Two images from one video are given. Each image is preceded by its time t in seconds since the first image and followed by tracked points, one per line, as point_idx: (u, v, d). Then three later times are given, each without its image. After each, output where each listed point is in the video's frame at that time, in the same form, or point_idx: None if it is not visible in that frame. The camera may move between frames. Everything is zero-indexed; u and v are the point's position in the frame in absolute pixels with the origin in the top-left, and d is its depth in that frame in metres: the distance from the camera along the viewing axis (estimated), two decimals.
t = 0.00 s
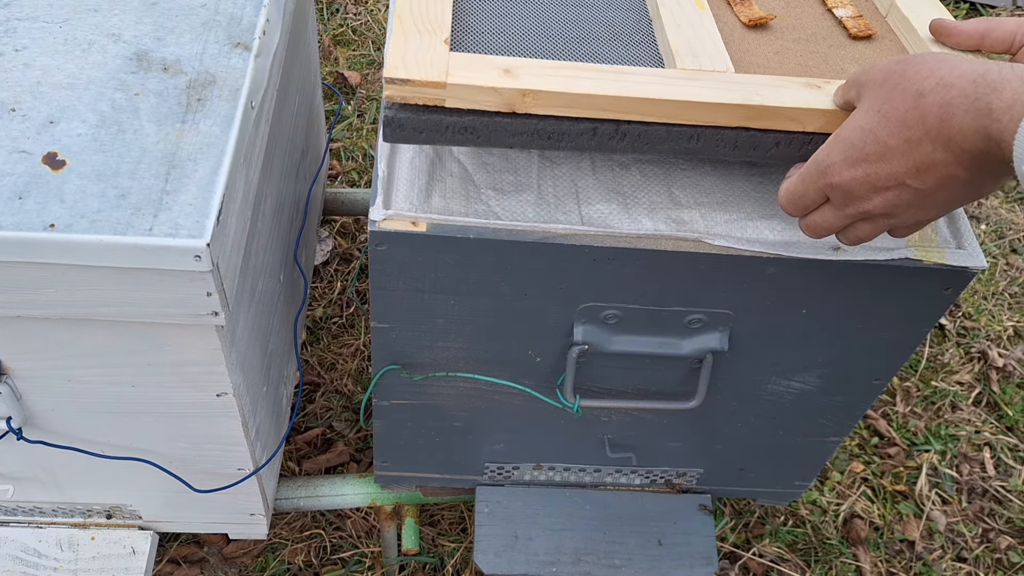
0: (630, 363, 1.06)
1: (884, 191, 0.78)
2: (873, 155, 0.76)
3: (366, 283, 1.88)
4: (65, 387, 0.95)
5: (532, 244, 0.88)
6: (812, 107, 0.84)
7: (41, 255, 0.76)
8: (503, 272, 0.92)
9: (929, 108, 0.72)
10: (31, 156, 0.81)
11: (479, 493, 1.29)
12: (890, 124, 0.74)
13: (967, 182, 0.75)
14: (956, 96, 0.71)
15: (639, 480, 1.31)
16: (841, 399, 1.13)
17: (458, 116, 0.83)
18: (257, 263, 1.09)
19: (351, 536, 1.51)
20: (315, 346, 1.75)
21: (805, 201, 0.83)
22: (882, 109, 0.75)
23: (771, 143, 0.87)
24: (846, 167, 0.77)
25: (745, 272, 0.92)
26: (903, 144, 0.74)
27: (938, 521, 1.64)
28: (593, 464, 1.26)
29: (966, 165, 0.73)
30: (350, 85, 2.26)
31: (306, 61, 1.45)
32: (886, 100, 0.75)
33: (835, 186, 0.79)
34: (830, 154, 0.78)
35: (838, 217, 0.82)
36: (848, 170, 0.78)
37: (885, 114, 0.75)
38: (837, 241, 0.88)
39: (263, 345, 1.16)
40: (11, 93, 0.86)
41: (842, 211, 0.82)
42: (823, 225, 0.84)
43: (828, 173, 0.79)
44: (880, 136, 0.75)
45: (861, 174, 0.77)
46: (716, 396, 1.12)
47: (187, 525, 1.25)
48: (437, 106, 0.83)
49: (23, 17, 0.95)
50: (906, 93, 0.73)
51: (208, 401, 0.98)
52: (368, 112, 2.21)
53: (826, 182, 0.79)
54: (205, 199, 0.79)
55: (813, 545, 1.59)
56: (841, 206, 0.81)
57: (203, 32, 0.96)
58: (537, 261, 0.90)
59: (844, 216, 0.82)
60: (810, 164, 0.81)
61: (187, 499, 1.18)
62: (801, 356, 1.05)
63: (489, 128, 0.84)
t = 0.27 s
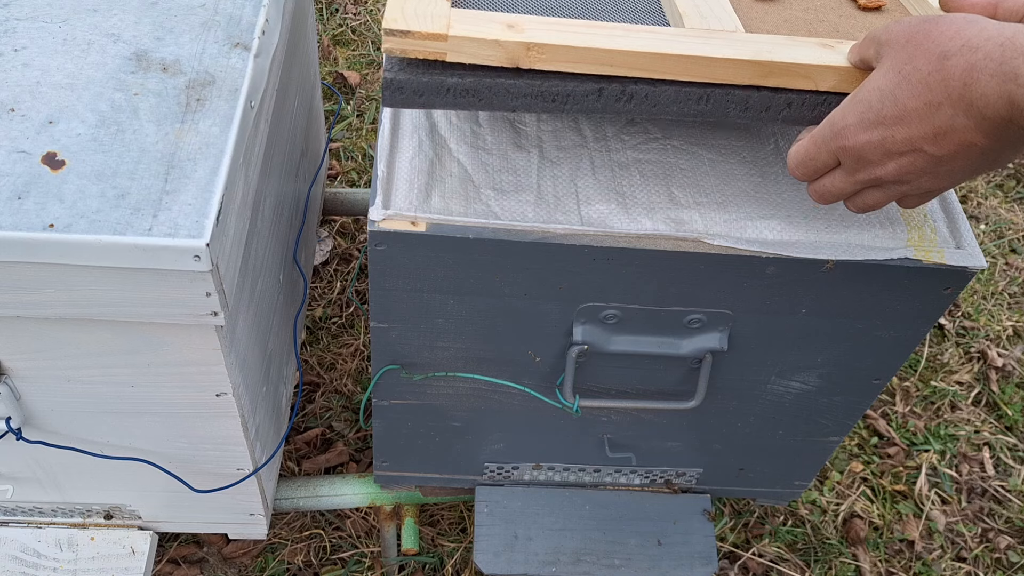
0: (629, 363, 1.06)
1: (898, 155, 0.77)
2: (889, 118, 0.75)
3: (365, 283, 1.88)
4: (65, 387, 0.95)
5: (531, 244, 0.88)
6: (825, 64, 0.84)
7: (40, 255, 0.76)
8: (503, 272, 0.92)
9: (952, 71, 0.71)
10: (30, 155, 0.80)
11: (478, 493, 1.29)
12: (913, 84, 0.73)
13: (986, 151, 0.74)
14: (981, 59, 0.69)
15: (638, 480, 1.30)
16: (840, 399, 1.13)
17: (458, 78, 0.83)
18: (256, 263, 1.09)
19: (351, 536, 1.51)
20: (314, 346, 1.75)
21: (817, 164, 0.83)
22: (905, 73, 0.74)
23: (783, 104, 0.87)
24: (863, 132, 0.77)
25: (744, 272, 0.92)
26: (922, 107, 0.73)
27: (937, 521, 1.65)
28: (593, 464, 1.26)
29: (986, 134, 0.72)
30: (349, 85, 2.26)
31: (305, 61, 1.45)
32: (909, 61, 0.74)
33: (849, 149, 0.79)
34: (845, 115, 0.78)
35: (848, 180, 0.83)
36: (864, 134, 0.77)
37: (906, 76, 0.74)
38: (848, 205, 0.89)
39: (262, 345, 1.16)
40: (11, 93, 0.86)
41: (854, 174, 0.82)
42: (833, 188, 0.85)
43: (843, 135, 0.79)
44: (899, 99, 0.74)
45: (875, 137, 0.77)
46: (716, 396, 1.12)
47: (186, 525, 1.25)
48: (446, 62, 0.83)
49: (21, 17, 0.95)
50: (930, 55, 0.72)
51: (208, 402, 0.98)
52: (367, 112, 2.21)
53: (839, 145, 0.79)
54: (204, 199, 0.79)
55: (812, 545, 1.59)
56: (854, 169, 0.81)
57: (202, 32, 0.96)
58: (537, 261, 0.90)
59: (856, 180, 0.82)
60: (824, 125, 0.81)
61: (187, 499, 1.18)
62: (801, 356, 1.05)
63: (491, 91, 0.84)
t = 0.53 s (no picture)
0: (628, 363, 1.06)
1: (901, 112, 0.75)
2: (893, 73, 0.72)
3: (365, 283, 1.88)
4: (64, 387, 0.95)
5: (531, 244, 0.88)
6: (829, 10, 0.79)
7: (40, 255, 0.75)
8: (502, 272, 0.92)
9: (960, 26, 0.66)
10: (29, 155, 0.80)
11: (478, 493, 1.29)
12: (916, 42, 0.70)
13: (993, 109, 0.71)
14: (996, 15, 0.64)
15: (638, 480, 1.30)
16: (840, 399, 1.13)
17: (442, 27, 0.78)
18: (256, 263, 1.09)
19: (350, 536, 1.51)
20: (314, 346, 1.75)
21: (817, 117, 0.82)
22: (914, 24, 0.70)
23: (781, 54, 0.81)
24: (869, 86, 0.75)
25: (744, 271, 0.92)
26: (929, 63, 0.70)
27: (937, 521, 1.65)
28: (592, 464, 1.26)
29: (994, 92, 0.68)
30: (349, 85, 2.26)
31: (305, 61, 1.45)
32: (916, 15, 0.69)
33: (849, 104, 0.77)
34: (848, 71, 0.75)
35: (849, 134, 0.81)
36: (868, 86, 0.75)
37: (914, 30, 0.70)
38: (846, 160, 0.88)
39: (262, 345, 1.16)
40: (10, 93, 0.86)
41: (854, 130, 0.80)
42: (831, 142, 0.84)
43: (844, 89, 0.76)
44: (905, 55, 0.71)
45: (877, 94, 0.74)
46: (715, 396, 1.12)
47: (186, 525, 1.25)
48: (429, 6, 0.79)
49: (21, 17, 0.95)
50: (939, 9, 0.68)
51: (207, 402, 0.98)
52: (367, 112, 2.21)
53: (840, 99, 0.77)
54: (203, 199, 0.79)
55: (812, 545, 1.59)
56: (853, 124, 0.80)
57: (201, 32, 0.96)
58: (536, 261, 0.90)
59: (856, 135, 0.81)
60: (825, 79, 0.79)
61: (186, 500, 1.18)
62: (801, 356, 1.05)
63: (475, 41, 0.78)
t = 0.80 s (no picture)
0: (628, 363, 1.06)
1: (906, 169, 0.57)
2: (907, 122, 0.55)
3: (364, 283, 1.88)
4: (63, 387, 0.95)
5: (530, 244, 0.88)
6: None
7: (39, 255, 0.75)
8: (501, 271, 0.92)
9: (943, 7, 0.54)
10: (29, 155, 0.80)
11: (477, 493, 1.29)
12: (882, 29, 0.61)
13: (1007, 187, 0.54)
14: None
15: (638, 480, 1.30)
16: (839, 399, 1.13)
17: None
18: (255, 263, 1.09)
19: (350, 536, 1.51)
20: (313, 346, 1.75)
21: (808, 147, 0.64)
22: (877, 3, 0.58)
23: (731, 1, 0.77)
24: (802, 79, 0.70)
25: (743, 272, 0.92)
26: (951, 120, 0.52)
27: (936, 520, 1.65)
28: (592, 464, 1.26)
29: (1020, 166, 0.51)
30: (348, 85, 2.26)
31: (305, 62, 1.45)
32: (942, 59, 0.52)
33: (844, 146, 0.60)
34: (854, 109, 0.58)
35: (838, 177, 0.63)
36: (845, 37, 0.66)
37: (934, 78, 0.53)
38: (823, 197, 0.70)
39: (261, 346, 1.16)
40: (9, 93, 0.86)
41: (846, 172, 0.63)
42: (815, 179, 0.66)
43: (844, 125, 0.59)
44: (924, 102, 0.53)
45: (881, 143, 0.57)
46: (715, 396, 1.12)
47: (185, 525, 1.25)
48: None
49: (20, 17, 0.95)
50: (974, 63, 0.51)
51: (206, 402, 0.98)
52: (366, 112, 2.21)
53: (835, 138, 0.60)
54: (202, 199, 0.79)
55: (812, 545, 1.59)
56: (845, 168, 0.62)
57: (201, 32, 0.96)
58: (535, 261, 0.90)
59: (843, 178, 0.63)
60: (824, 107, 0.61)
61: (186, 500, 1.18)
62: (800, 356, 1.05)
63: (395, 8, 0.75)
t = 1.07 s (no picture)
0: (627, 363, 1.06)
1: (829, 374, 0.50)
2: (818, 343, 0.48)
3: (363, 283, 1.88)
4: (63, 387, 0.95)
5: (530, 244, 0.88)
6: None
7: (38, 255, 0.75)
8: (501, 271, 0.92)
9: None
10: (28, 155, 0.80)
11: (477, 493, 1.29)
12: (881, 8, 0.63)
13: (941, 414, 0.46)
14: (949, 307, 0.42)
15: (637, 480, 1.30)
16: (838, 399, 1.13)
17: None
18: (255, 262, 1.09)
19: (349, 536, 1.51)
20: (313, 346, 1.75)
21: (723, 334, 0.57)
22: None
23: None
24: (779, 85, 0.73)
25: (743, 272, 0.92)
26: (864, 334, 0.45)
27: (935, 520, 1.65)
28: (591, 464, 1.26)
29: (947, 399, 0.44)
30: (348, 85, 2.26)
31: (305, 61, 1.45)
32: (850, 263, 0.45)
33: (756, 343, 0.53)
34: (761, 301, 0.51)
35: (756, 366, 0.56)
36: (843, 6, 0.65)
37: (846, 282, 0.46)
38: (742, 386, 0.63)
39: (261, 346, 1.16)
40: (8, 93, 0.86)
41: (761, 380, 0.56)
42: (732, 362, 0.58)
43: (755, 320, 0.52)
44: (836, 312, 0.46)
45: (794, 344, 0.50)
46: (714, 396, 1.12)
47: (185, 525, 1.25)
48: None
49: (19, 17, 0.95)
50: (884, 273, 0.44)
51: (206, 402, 0.98)
52: (366, 112, 2.21)
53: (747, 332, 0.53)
54: (202, 198, 0.79)
55: (811, 545, 1.59)
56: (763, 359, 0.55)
57: (200, 32, 0.95)
58: (535, 261, 0.90)
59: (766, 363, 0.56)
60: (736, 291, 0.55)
61: (185, 500, 1.18)
62: (799, 356, 1.05)
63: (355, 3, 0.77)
